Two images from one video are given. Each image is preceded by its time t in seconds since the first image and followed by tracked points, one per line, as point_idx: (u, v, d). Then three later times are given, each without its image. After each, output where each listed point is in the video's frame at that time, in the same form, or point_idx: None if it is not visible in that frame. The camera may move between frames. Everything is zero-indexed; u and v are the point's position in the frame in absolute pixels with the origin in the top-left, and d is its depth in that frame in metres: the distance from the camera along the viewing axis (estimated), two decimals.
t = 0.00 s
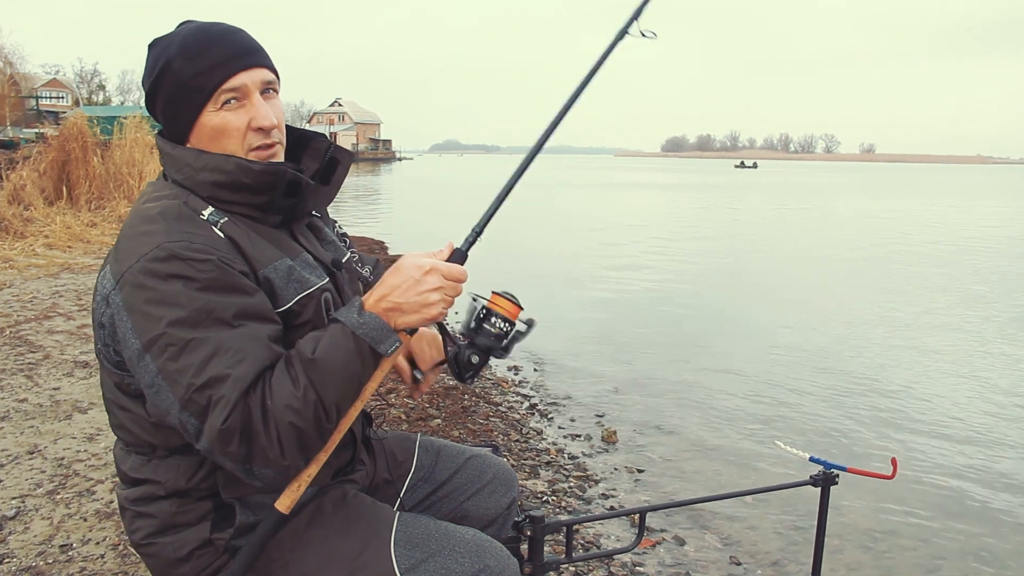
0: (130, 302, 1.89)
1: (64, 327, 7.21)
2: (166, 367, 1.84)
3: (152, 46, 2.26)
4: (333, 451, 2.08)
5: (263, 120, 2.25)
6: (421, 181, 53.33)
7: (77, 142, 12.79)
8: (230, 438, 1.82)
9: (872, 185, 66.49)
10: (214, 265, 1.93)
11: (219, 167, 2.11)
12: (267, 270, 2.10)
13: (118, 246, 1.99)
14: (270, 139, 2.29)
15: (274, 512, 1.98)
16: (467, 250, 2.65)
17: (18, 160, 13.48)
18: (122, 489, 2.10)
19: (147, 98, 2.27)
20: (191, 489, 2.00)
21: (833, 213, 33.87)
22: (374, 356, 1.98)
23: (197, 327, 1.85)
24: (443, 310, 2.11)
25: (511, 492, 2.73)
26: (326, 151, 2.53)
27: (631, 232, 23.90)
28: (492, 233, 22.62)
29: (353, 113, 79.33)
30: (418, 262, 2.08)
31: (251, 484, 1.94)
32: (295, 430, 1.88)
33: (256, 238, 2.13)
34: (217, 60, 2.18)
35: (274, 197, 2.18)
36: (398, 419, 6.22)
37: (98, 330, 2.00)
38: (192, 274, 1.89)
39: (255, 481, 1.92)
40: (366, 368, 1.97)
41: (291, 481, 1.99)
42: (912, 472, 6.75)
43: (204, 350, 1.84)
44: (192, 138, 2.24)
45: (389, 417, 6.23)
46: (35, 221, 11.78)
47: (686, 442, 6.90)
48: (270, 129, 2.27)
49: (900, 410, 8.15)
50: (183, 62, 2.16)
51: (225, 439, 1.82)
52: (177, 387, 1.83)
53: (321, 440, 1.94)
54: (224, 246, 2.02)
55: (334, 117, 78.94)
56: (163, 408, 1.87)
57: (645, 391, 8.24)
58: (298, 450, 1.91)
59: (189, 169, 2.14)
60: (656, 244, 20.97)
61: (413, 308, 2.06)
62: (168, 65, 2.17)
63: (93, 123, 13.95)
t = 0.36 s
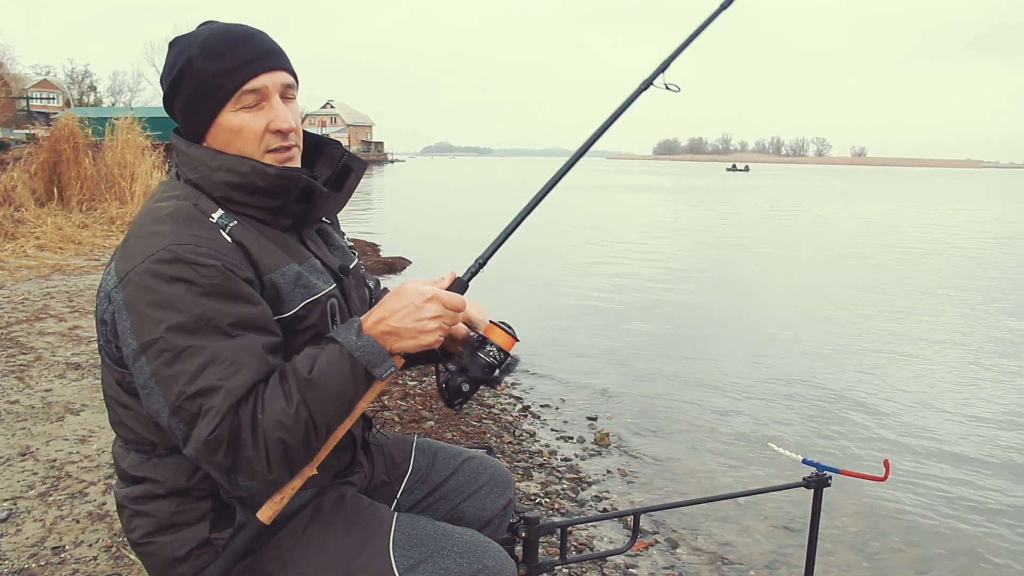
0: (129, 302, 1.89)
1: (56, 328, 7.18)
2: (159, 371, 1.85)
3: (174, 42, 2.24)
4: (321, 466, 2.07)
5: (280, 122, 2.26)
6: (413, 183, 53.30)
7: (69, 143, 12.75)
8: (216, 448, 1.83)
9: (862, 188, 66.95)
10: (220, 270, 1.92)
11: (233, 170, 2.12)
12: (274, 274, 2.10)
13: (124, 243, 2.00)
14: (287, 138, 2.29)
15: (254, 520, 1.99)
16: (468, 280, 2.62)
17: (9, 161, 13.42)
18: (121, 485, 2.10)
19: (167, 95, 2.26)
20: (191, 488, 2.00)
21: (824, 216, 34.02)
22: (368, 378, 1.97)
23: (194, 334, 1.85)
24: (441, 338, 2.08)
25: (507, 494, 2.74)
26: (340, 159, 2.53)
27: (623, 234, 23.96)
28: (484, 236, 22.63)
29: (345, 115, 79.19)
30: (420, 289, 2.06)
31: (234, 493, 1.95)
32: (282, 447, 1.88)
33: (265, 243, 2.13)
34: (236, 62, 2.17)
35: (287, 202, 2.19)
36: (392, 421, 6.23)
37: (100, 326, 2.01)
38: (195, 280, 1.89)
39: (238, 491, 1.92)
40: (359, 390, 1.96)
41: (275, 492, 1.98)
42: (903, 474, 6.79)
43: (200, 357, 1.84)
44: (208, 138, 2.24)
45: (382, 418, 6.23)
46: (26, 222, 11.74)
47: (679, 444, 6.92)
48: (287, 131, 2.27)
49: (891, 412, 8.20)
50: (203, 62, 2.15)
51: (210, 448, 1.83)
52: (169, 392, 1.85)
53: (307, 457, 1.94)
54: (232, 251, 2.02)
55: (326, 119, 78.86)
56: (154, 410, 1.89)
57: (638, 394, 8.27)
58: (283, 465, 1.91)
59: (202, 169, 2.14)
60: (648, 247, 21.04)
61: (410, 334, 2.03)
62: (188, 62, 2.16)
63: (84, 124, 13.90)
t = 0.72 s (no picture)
0: (121, 295, 1.89)
1: (40, 323, 7.13)
2: (153, 363, 1.85)
3: (178, 29, 2.18)
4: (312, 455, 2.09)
5: (305, 108, 2.31)
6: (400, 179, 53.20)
7: (53, 137, 12.64)
8: (211, 439, 1.84)
9: (847, 187, 67.38)
10: (212, 262, 1.93)
11: (227, 161, 2.13)
12: (261, 268, 2.11)
13: (113, 237, 1.99)
14: (303, 125, 2.35)
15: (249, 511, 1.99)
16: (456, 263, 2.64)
17: None
18: (105, 480, 2.10)
19: (172, 87, 2.18)
20: (175, 482, 2.00)
21: (810, 214, 34.25)
22: (357, 366, 1.98)
23: (186, 326, 1.86)
24: (430, 323, 2.09)
25: (494, 489, 2.76)
26: (328, 156, 2.54)
27: (610, 231, 24.02)
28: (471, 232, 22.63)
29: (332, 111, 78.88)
30: (408, 274, 2.06)
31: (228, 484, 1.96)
32: (275, 436, 1.90)
33: (253, 235, 2.14)
34: (269, 47, 2.20)
35: (276, 196, 2.20)
36: (377, 417, 6.23)
37: (87, 320, 2.01)
38: (186, 271, 1.89)
39: (233, 481, 1.94)
40: (349, 378, 1.98)
41: (269, 482, 2.00)
42: (884, 471, 6.86)
43: (193, 348, 1.85)
44: (233, 125, 2.21)
45: (368, 414, 6.24)
46: (9, 216, 11.65)
47: (664, 440, 6.96)
48: (311, 118, 2.34)
49: (873, 410, 8.28)
50: (236, 46, 2.15)
51: (206, 440, 1.84)
52: (163, 384, 1.85)
53: (300, 445, 1.96)
54: (219, 244, 2.02)
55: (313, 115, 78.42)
56: (147, 403, 1.89)
57: (623, 390, 8.31)
58: (277, 454, 1.92)
59: (196, 159, 2.14)
60: (635, 244, 21.08)
61: (399, 319, 2.04)
62: (220, 48, 2.13)
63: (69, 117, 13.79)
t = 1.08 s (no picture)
0: (105, 297, 1.91)
1: (34, 322, 7.12)
2: (137, 362, 1.87)
3: (165, 28, 2.19)
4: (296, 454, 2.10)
5: (293, 103, 2.33)
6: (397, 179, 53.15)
7: (48, 136, 12.63)
8: (195, 438, 1.85)
9: (844, 186, 67.41)
10: (195, 261, 1.94)
11: (213, 159, 2.14)
12: (248, 265, 2.12)
13: (97, 236, 2.01)
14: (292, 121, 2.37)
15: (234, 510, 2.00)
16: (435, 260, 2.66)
17: None
18: (95, 479, 2.11)
19: (159, 85, 2.19)
20: (164, 481, 2.01)
21: (806, 214, 34.26)
22: (338, 364, 2.00)
23: (169, 325, 1.87)
24: (411, 320, 2.11)
25: (484, 487, 2.78)
26: (314, 153, 2.55)
27: (605, 230, 24.03)
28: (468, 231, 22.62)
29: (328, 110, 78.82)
30: (389, 272, 2.07)
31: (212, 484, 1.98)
32: (256, 436, 1.91)
33: (239, 233, 2.15)
34: (256, 44, 2.22)
35: (263, 193, 2.21)
36: (371, 416, 6.24)
37: (72, 320, 2.02)
38: (169, 270, 1.90)
39: (216, 480, 1.95)
40: (331, 378, 1.99)
41: (253, 482, 2.02)
42: (877, 470, 6.88)
43: (176, 349, 1.86)
44: (224, 119, 2.22)
45: (362, 413, 6.25)
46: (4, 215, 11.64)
47: (657, 439, 6.98)
48: (299, 113, 2.35)
49: (866, 409, 8.31)
50: (225, 43, 2.17)
51: (188, 439, 1.85)
52: (147, 384, 1.86)
53: (282, 444, 1.97)
54: (205, 242, 2.03)
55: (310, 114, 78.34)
56: (132, 402, 1.90)
57: (618, 389, 8.32)
58: (259, 454, 1.94)
59: (181, 158, 2.15)
60: (631, 243, 21.09)
61: (380, 318, 2.05)
62: (208, 45, 2.15)
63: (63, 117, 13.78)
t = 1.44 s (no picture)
0: (98, 298, 1.92)
1: (35, 324, 7.15)
2: (132, 363, 1.88)
3: (150, 28, 2.21)
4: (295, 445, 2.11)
5: (279, 102, 2.34)
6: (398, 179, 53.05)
7: (48, 138, 12.66)
8: (194, 435, 1.87)
9: (845, 184, 67.06)
10: (184, 261, 1.95)
11: (198, 159, 2.15)
12: (235, 265, 2.14)
13: (88, 240, 2.02)
14: (276, 121, 2.38)
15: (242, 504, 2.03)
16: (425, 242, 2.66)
17: None
18: (92, 483, 2.13)
19: (144, 85, 2.20)
20: (160, 481, 2.03)
21: (808, 211, 34.21)
22: (332, 354, 2.00)
23: (163, 324, 1.89)
24: (401, 304, 2.11)
25: (481, 485, 2.79)
26: (298, 153, 2.57)
27: (606, 229, 24.04)
28: (469, 230, 22.63)
29: (330, 110, 78.84)
30: (376, 258, 2.07)
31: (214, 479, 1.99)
32: (256, 428, 1.92)
33: (225, 233, 2.16)
34: (242, 45, 2.24)
35: (248, 193, 2.22)
36: (371, 416, 6.25)
37: (65, 325, 2.03)
38: (161, 270, 1.92)
39: (218, 475, 1.97)
40: (326, 367, 2.01)
41: (256, 475, 2.03)
42: (878, 467, 6.89)
43: (171, 348, 1.88)
44: (209, 118, 2.23)
45: (362, 413, 6.26)
46: (5, 217, 11.68)
47: (657, 437, 6.99)
48: (284, 112, 2.37)
49: (867, 407, 8.31)
50: (210, 42, 2.19)
51: (189, 435, 1.87)
52: (143, 384, 1.88)
53: (282, 436, 1.98)
54: (193, 243, 2.04)
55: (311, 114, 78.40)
56: (128, 403, 1.92)
57: (618, 388, 8.32)
58: (259, 445, 1.95)
59: (167, 158, 2.16)
60: (632, 242, 21.09)
61: (370, 304, 2.07)
62: (193, 44, 2.16)
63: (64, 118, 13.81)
